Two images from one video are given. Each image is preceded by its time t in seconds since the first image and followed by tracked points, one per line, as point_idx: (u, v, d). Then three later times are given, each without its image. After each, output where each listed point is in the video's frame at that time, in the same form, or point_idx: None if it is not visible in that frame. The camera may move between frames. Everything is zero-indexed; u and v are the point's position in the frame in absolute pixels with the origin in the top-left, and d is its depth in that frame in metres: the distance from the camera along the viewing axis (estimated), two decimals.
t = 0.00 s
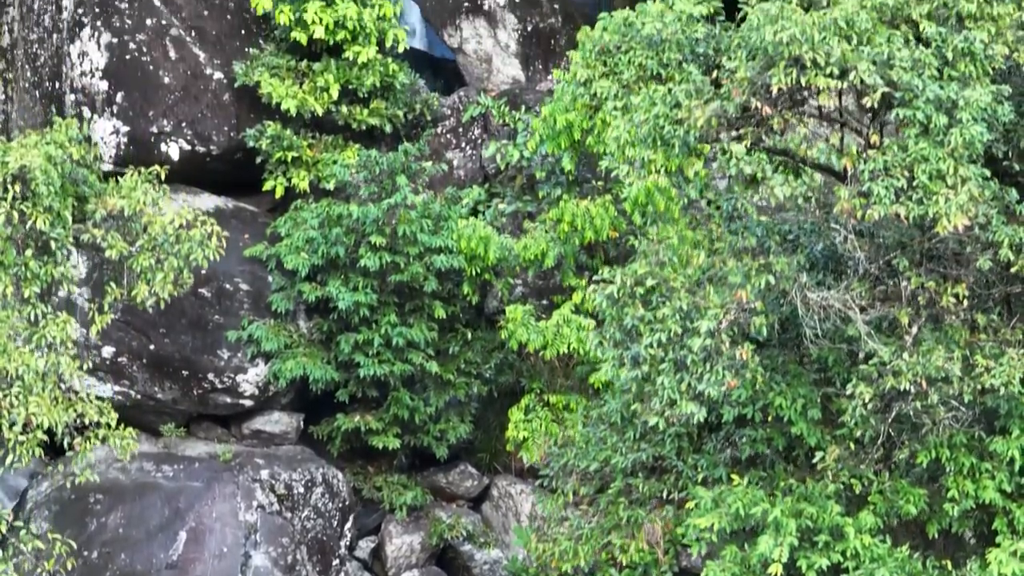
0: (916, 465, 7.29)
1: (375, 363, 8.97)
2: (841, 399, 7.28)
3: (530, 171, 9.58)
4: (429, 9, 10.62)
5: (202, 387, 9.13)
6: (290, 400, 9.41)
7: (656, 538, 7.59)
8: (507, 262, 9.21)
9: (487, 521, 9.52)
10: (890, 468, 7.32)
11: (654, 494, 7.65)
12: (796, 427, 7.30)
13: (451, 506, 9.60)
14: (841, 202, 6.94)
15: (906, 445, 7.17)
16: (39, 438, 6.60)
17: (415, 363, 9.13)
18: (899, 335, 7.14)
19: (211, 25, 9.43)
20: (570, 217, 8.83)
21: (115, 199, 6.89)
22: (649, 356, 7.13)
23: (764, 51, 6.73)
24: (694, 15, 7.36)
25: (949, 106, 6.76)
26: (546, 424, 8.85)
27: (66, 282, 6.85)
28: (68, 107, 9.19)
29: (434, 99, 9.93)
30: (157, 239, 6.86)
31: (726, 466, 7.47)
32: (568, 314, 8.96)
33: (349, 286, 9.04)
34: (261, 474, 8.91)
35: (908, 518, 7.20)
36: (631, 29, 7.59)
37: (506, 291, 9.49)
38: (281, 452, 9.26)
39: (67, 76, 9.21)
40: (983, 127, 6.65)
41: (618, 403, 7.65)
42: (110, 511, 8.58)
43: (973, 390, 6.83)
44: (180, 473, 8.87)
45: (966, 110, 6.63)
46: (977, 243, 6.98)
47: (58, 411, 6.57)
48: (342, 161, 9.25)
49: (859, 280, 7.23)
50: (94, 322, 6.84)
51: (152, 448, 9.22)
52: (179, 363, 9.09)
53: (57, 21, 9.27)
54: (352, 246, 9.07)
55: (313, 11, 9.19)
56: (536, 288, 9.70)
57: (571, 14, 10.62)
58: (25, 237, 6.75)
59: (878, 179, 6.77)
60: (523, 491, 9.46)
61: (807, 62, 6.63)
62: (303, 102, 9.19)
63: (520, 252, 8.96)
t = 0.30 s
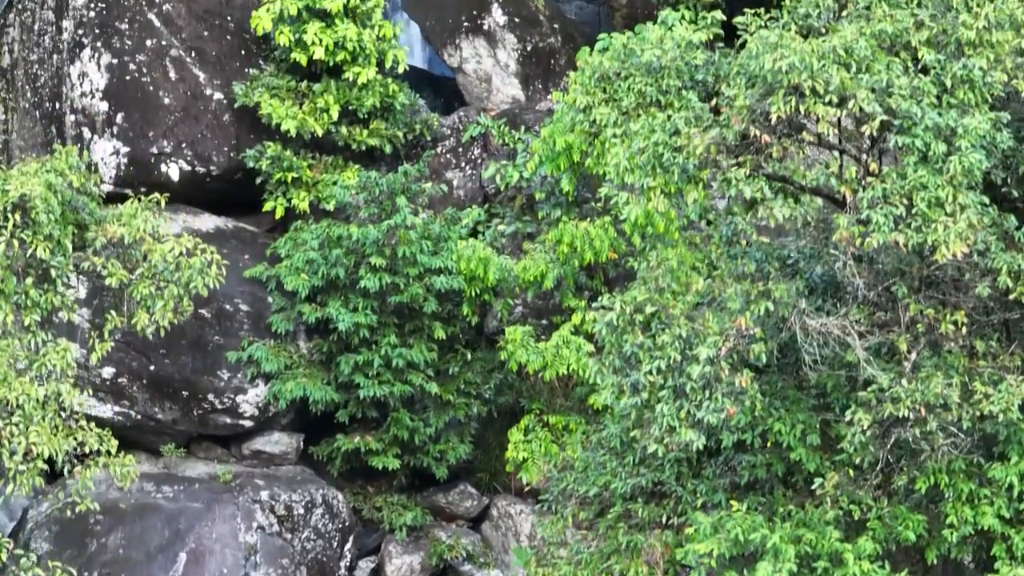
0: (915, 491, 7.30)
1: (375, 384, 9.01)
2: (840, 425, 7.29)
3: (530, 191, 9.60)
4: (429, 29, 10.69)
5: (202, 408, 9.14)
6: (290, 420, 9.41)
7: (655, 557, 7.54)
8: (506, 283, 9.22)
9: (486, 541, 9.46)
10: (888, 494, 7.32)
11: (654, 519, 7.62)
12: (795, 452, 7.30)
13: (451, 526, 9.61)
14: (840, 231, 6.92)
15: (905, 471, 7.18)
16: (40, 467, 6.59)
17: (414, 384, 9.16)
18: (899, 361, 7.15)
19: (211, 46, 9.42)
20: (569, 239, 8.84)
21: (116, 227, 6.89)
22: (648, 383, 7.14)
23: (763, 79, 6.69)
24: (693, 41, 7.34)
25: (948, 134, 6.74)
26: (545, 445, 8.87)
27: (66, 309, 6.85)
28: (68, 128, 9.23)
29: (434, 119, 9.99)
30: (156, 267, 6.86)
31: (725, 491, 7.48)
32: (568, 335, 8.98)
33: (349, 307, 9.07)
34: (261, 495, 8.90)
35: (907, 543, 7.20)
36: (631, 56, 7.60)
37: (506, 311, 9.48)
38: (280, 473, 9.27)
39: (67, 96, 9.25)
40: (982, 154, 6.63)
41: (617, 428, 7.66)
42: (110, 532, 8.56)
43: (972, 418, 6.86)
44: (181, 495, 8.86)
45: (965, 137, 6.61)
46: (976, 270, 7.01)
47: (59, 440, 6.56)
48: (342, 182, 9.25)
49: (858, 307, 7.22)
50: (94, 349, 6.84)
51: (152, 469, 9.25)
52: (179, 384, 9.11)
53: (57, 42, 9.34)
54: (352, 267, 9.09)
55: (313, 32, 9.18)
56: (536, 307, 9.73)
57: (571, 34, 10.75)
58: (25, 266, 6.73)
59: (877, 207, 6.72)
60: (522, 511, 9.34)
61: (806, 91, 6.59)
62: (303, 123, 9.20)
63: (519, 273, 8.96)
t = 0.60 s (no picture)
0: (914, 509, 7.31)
1: (375, 398, 9.01)
2: (838, 444, 7.30)
3: (530, 205, 9.61)
4: (429, 41, 10.82)
5: (202, 421, 9.15)
6: (290, 434, 9.40)
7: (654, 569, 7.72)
8: (506, 297, 9.22)
9: (486, 554, 9.46)
10: (886, 512, 7.34)
11: (653, 537, 7.63)
12: (795, 470, 7.31)
13: (451, 539, 9.62)
14: (840, 251, 6.90)
15: (904, 490, 7.19)
16: (40, 488, 6.58)
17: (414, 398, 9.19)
18: (898, 381, 7.16)
19: (211, 60, 9.44)
20: (568, 254, 8.84)
21: (116, 247, 6.89)
22: (647, 403, 7.15)
23: (763, 99, 6.67)
24: (693, 61, 7.30)
25: (947, 153, 6.72)
26: (545, 458, 8.89)
27: (66, 330, 6.85)
28: (68, 141, 9.24)
29: (434, 133, 10.04)
30: (156, 287, 6.87)
31: (724, 509, 7.49)
32: (567, 348, 8.99)
33: (349, 320, 9.09)
34: (261, 509, 8.89)
35: (906, 562, 7.21)
36: (631, 74, 7.59)
37: (506, 325, 9.49)
38: (281, 486, 9.26)
39: (67, 110, 9.26)
40: (981, 174, 6.60)
41: (617, 446, 7.68)
42: (110, 545, 8.54)
43: (971, 436, 6.89)
44: (181, 508, 8.84)
45: (965, 158, 6.60)
46: (975, 289, 6.97)
47: (60, 461, 6.55)
48: (342, 196, 9.25)
49: (857, 326, 7.22)
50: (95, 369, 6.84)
51: (153, 482, 9.23)
52: (179, 398, 9.11)
53: (58, 55, 9.34)
54: (352, 281, 9.11)
55: (313, 45, 9.17)
56: (536, 320, 9.75)
57: (571, 48, 10.79)
58: (26, 286, 6.73)
59: (877, 227, 6.69)
60: (521, 524, 9.33)
61: (806, 111, 6.55)
62: (303, 136, 9.20)
63: (519, 287, 8.97)
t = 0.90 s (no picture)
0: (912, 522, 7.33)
1: (375, 408, 9.04)
2: (838, 458, 7.31)
3: (529, 214, 9.62)
4: (429, 50, 10.94)
5: (203, 431, 9.17)
6: (290, 443, 9.42)
7: None
8: (506, 307, 9.23)
9: (486, 564, 9.47)
10: (885, 526, 7.36)
11: (653, 550, 7.64)
12: (794, 484, 7.31)
13: (451, 548, 9.64)
14: (838, 266, 6.90)
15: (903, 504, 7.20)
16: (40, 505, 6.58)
17: (414, 408, 9.21)
18: (897, 396, 7.16)
19: (211, 69, 9.48)
20: (568, 264, 8.82)
21: (116, 262, 6.89)
22: (646, 418, 7.16)
23: (762, 115, 6.63)
24: (693, 75, 7.27)
25: (946, 169, 6.67)
26: (545, 468, 8.91)
27: (66, 345, 6.85)
28: (69, 151, 9.20)
29: (434, 142, 10.11)
30: (157, 302, 6.87)
31: (724, 522, 7.50)
32: (567, 359, 9.00)
33: (349, 330, 9.10)
34: (261, 519, 8.92)
35: None
36: (631, 88, 7.60)
37: (506, 334, 9.50)
38: (281, 496, 9.28)
39: (68, 119, 9.21)
40: (981, 190, 6.58)
41: (617, 459, 7.70)
42: (111, 555, 8.48)
43: (970, 451, 6.90)
44: (182, 518, 8.82)
45: (964, 173, 6.56)
46: (974, 303, 6.92)
47: (60, 477, 6.55)
48: (342, 206, 9.26)
49: (856, 341, 7.22)
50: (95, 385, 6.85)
51: (153, 491, 9.21)
52: (179, 408, 9.12)
53: (58, 65, 9.31)
54: (352, 291, 9.12)
55: (313, 55, 9.20)
56: (535, 330, 9.77)
57: (571, 56, 10.82)
58: (27, 302, 6.72)
59: (877, 243, 6.68)
60: (521, 533, 9.32)
61: (805, 127, 6.52)
62: (303, 146, 9.24)
63: (519, 297, 8.98)
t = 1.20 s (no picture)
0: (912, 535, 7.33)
1: (376, 416, 9.05)
2: (837, 470, 7.32)
3: (530, 222, 9.64)
4: (429, 57, 11.01)
5: (204, 439, 9.18)
6: (290, 451, 9.43)
7: None
8: (506, 316, 9.23)
9: (487, 571, 9.51)
10: (885, 539, 7.36)
11: (653, 562, 7.63)
12: (795, 496, 7.32)
13: (451, 555, 9.66)
14: (838, 280, 6.88)
15: (903, 518, 7.20)
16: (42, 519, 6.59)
17: (414, 416, 9.23)
18: (897, 408, 7.14)
19: (212, 77, 9.59)
20: (568, 273, 8.83)
21: (117, 276, 6.89)
22: (646, 431, 7.17)
23: (762, 129, 6.62)
24: (692, 88, 7.30)
25: (946, 183, 6.63)
26: (545, 477, 8.91)
27: (67, 359, 6.83)
28: (69, 159, 9.25)
29: (434, 150, 10.09)
30: (157, 317, 6.87)
31: (724, 533, 7.52)
32: (568, 367, 9.01)
33: (349, 339, 9.11)
34: (262, 527, 8.88)
35: None
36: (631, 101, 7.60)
37: (506, 343, 9.50)
38: (281, 504, 9.29)
39: (68, 128, 9.25)
40: (980, 204, 6.55)
41: (617, 471, 7.72)
42: (111, 564, 8.48)
43: (970, 464, 6.89)
44: (182, 526, 8.77)
45: (964, 187, 6.53)
46: (975, 317, 6.94)
47: (62, 492, 6.55)
48: (342, 215, 9.26)
49: (856, 354, 7.20)
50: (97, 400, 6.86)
51: (154, 499, 9.22)
52: (179, 416, 9.12)
53: (59, 73, 9.33)
54: (353, 299, 9.13)
55: (313, 64, 9.28)
56: (536, 338, 9.79)
57: (570, 63, 10.87)
58: (27, 316, 6.71)
59: (877, 257, 6.62)
60: (521, 540, 9.34)
61: (806, 141, 6.49)
62: (303, 155, 9.31)
63: (519, 306, 8.96)
